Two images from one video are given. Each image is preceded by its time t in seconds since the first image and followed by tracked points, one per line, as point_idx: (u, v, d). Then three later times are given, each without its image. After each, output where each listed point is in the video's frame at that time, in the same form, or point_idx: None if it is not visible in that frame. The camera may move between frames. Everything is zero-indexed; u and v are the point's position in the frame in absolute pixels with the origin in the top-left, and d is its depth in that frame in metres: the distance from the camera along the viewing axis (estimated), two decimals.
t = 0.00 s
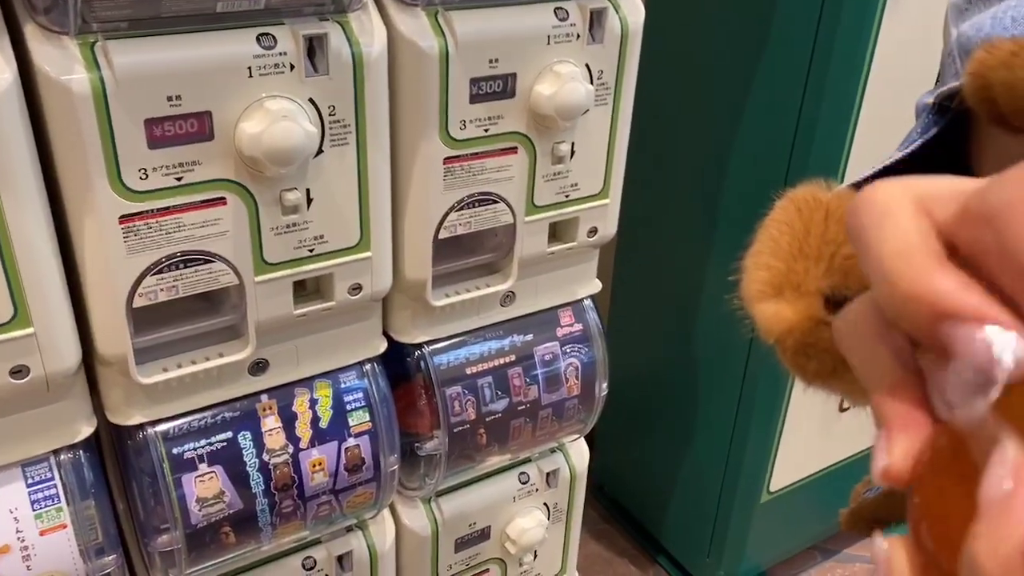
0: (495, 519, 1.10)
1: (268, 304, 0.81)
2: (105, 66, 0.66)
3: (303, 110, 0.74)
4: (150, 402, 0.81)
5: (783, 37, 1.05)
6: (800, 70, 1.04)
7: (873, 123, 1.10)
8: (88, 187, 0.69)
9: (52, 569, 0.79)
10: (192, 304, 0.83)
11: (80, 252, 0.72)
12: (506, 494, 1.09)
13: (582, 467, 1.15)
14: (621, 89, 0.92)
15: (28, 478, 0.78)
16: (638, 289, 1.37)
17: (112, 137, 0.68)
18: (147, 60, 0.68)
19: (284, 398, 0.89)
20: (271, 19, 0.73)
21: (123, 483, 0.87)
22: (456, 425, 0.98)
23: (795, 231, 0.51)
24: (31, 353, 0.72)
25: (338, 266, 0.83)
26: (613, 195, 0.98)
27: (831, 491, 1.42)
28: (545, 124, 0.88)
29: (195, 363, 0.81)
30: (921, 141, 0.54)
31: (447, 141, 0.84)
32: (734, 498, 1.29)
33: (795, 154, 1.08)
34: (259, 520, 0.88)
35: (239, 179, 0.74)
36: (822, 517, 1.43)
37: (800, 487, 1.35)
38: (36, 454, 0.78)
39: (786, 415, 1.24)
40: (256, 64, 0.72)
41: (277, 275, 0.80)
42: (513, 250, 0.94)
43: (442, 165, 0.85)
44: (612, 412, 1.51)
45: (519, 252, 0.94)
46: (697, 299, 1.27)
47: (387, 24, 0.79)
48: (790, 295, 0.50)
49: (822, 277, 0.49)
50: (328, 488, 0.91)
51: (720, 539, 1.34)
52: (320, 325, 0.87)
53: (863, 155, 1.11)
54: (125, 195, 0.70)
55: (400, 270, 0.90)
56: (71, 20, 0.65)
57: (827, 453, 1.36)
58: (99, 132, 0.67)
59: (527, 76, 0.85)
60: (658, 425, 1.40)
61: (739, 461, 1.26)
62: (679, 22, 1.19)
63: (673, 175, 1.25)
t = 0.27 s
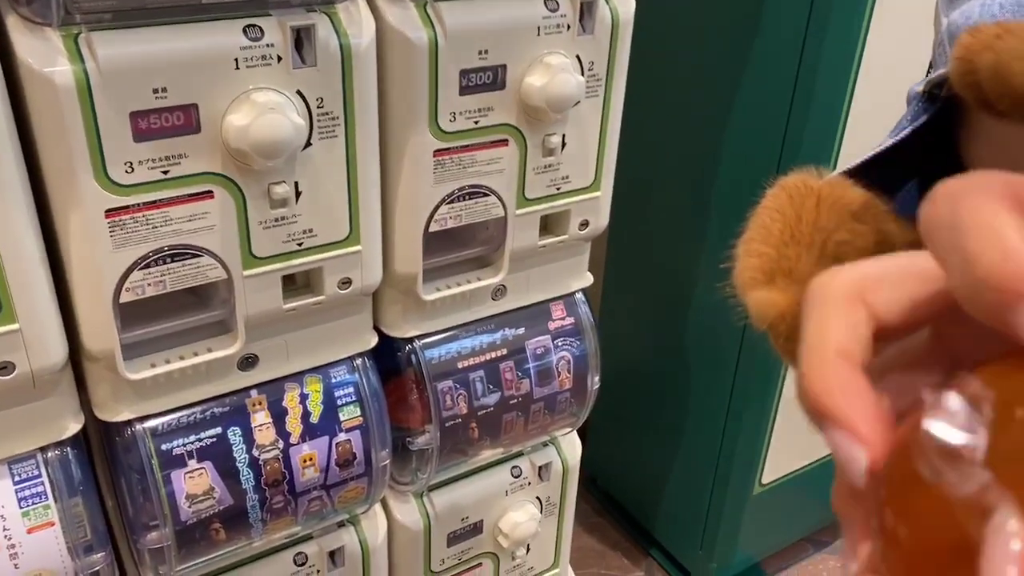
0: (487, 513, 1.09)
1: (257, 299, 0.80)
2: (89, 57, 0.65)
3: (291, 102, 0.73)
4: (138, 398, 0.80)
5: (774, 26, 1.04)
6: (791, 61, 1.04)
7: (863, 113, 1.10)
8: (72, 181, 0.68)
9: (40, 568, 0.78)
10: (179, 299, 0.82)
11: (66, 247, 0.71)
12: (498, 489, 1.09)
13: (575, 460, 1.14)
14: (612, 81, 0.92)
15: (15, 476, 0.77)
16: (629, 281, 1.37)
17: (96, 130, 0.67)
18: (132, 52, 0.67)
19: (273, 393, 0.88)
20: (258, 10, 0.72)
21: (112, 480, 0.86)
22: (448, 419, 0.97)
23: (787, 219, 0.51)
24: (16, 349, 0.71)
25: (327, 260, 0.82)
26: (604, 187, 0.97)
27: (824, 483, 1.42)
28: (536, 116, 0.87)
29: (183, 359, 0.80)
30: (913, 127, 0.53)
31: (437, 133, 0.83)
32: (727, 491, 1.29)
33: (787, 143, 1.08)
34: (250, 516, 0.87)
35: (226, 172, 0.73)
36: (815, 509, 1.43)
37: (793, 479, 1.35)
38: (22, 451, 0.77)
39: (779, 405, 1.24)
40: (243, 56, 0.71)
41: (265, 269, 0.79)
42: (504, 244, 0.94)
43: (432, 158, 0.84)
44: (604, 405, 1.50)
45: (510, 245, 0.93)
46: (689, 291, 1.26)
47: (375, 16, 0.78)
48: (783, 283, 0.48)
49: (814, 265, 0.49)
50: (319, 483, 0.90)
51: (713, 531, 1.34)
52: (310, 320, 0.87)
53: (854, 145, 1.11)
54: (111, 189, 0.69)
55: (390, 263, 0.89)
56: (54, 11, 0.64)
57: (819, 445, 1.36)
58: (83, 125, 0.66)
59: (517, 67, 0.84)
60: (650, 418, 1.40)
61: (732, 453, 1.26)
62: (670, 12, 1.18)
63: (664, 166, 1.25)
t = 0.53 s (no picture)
0: (479, 506, 1.09)
1: (245, 291, 0.79)
2: (71, 47, 0.65)
3: (277, 91, 0.73)
4: (125, 392, 0.79)
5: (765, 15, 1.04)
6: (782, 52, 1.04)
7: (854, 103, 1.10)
8: (56, 172, 0.67)
9: (27, 563, 0.77)
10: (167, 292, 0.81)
11: (50, 239, 0.71)
12: (490, 482, 1.08)
13: (567, 453, 1.14)
14: (603, 71, 0.91)
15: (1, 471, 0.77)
16: (621, 273, 1.37)
17: (80, 121, 0.66)
18: (115, 41, 0.66)
19: (262, 387, 0.87)
20: None
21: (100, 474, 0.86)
22: (439, 412, 0.97)
23: (766, 204, 0.51)
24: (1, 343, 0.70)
25: (315, 252, 0.82)
26: (595, 178, 0.97)
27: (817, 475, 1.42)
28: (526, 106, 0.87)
29: (171, 352, 0.79)
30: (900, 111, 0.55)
31: (426, 124, 0.82)
32: (719, 482, 1.29)
33: (779, 131, 1.08)
34: (239, 510, 0.86)
35: (212, 163, 0.73)
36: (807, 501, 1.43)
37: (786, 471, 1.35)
38: (8, 446, 0.76)
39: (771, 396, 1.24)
40: (229, 45, 0.70)
41: (253, 262, 0.78)
42: (495, 235, 0.93)
43: (421, 149, 0.83)
44: (597, 398, 1.50)
45: (501, 236, 0.93)
46: (681, 283, 1.26)
47: (363, 5, 0.78)
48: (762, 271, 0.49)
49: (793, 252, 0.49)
50: (309, 476, 0.89)
51: (705, 523, 1.34)
52: (299, 312, 0.86)
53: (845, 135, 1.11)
54: (96, 180, 0.69)
55: (380, 256, 0.88)
56: None
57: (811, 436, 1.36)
58: (67, 115, 0.66)
59: (506, 57, 0.84)
60: (643, 411, 1.40)
61: (724, 444, 1.26)
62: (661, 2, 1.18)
63: (655, 157, 1.24)
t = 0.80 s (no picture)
0: (474, 506, 1.09)
1: (237, 292, 0.79)
2: (60, 45, 0.64)
3: (268, 90, 0.72)
4: (116, 393, 0.79)
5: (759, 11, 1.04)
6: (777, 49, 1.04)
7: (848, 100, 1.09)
8: (45, 172, 0.67)
9: (18, 566, 0.77)
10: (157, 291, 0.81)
11: (39, 239, 0.70)
12: (484, 481, 1.08)
13: (562, 452, 1.14)
14: (596, 67, 0.90)
15: None
16: (616, 270, 1.36)
17: (69, 120, 0.66)
18: (105, 40, 0.65)
19: (255, 387, 0.87)
20: None
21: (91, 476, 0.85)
22: (432, 412, 0.96)
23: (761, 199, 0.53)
24: None
25: (307, 251, 0.81)
26: (589, 176, 0.96)
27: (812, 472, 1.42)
28: (518, 103, 0.86)
29: (162, 353, 0.79)
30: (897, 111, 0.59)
31: (418, 121, 0.82)
32: (714, 479, 1.29)
33: (773, 129, 1.07)
34: (232, 511, 0.86)
35: (203, 162, 0.72)
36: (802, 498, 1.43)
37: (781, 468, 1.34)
38: None
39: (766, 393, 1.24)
40: (219, 43, 0.70)
41: (244, 261, 0.78)
42: (488, 234, 0.93)
43: (414, 147, 0.83)
44: (591, 396, 1.50)
45: (494, 235, 0.92)
46: (675, 280, 1.25)
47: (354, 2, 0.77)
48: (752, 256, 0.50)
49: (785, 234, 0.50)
50: (302, 477, 0.89)
51: (701, 521, 1.34)
52: (291, 312, 0.85)
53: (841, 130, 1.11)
54: (86, 180, 0.68)
55: (373, 255, 0.88)
56: None
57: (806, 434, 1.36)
58: (55, 114, 0.65)
59: (499, 54, 0.83)
60: (637, 409, 1.40)
61: (719, 442, 1.26)
62: None
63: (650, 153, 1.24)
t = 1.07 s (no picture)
0: (472, 508, 1.09)
1: (234, 295, 0.79)
2: (56, 50, 0.64)
3: (264, 93, 0.72)
4: (113, 397, 0.79)
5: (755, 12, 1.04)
6: (772, 50, 1.04)
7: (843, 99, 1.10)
8: (41, 177, 0.66)
9: (15, 570, 0.77)
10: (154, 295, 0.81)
11: (35, 244, 0.70)
12: (482, 483, 1.08)
13: (559, 453, 1.14)
14: (593, 69, 0.90)
15: None
16: (613, 271, 1.36)
17: (65, 124, 0.66)
18: (101, 44, 0.65)
19: (252, 390, 0.87)
20: None
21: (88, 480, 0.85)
22: (430, 414, 0.96)
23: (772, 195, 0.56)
24: None
25: (304, 254, 0.81)
26: (586, 177, 0.96)
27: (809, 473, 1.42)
28: (515, 106, 0.86)
29: (159, 357, 0.79)
30: (905, 109, 0.63)
31: (415, 124, 0.82)
32: (712, 480, 1.29)
33: (770, 130, 1.07)
34: (229, 515, 0.86)
35: (199, 166, 0.72)
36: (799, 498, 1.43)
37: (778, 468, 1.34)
38: None
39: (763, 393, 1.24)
40: (215, 47, 0.70)
41: (240, 265, 0.78)
42: (485, 236, 0.92)
43: (411, 149, 0.83)
44: (588, 397, 1.50)
45: (491, 237, 0.92)
46: (672, 281, 1.26)
47: (350, 5, 0.77)
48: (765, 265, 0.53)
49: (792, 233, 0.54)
50: (300, 480, 0.89)
51: (698, 521, 1.34)
52: (288, 315, 0.85)
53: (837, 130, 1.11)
54: (82, 184, 0.68)
55: (369, 257, 0.88)
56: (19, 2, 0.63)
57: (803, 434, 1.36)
58: (51, 119, 0.65)
59: (495, 56, 0.83)
60: (635, 409, 1.40)
61: (717, 442, 1.26)
62: None
63: (646, 154, 1.24)
